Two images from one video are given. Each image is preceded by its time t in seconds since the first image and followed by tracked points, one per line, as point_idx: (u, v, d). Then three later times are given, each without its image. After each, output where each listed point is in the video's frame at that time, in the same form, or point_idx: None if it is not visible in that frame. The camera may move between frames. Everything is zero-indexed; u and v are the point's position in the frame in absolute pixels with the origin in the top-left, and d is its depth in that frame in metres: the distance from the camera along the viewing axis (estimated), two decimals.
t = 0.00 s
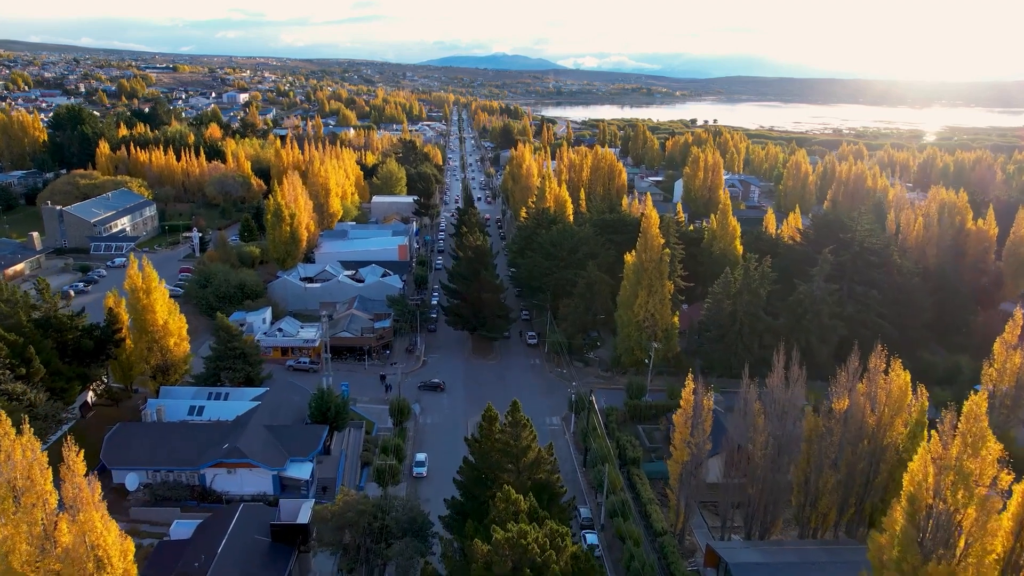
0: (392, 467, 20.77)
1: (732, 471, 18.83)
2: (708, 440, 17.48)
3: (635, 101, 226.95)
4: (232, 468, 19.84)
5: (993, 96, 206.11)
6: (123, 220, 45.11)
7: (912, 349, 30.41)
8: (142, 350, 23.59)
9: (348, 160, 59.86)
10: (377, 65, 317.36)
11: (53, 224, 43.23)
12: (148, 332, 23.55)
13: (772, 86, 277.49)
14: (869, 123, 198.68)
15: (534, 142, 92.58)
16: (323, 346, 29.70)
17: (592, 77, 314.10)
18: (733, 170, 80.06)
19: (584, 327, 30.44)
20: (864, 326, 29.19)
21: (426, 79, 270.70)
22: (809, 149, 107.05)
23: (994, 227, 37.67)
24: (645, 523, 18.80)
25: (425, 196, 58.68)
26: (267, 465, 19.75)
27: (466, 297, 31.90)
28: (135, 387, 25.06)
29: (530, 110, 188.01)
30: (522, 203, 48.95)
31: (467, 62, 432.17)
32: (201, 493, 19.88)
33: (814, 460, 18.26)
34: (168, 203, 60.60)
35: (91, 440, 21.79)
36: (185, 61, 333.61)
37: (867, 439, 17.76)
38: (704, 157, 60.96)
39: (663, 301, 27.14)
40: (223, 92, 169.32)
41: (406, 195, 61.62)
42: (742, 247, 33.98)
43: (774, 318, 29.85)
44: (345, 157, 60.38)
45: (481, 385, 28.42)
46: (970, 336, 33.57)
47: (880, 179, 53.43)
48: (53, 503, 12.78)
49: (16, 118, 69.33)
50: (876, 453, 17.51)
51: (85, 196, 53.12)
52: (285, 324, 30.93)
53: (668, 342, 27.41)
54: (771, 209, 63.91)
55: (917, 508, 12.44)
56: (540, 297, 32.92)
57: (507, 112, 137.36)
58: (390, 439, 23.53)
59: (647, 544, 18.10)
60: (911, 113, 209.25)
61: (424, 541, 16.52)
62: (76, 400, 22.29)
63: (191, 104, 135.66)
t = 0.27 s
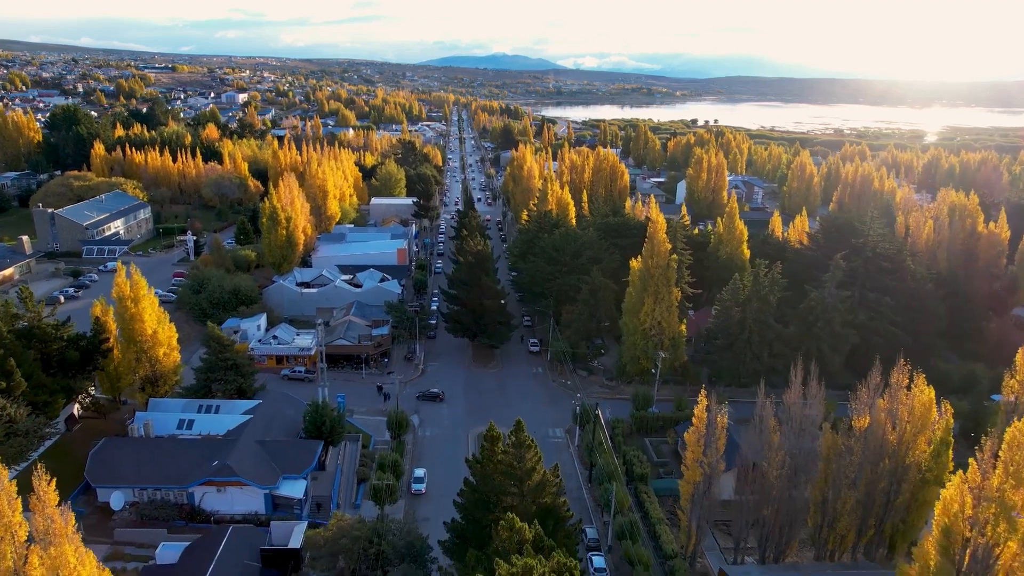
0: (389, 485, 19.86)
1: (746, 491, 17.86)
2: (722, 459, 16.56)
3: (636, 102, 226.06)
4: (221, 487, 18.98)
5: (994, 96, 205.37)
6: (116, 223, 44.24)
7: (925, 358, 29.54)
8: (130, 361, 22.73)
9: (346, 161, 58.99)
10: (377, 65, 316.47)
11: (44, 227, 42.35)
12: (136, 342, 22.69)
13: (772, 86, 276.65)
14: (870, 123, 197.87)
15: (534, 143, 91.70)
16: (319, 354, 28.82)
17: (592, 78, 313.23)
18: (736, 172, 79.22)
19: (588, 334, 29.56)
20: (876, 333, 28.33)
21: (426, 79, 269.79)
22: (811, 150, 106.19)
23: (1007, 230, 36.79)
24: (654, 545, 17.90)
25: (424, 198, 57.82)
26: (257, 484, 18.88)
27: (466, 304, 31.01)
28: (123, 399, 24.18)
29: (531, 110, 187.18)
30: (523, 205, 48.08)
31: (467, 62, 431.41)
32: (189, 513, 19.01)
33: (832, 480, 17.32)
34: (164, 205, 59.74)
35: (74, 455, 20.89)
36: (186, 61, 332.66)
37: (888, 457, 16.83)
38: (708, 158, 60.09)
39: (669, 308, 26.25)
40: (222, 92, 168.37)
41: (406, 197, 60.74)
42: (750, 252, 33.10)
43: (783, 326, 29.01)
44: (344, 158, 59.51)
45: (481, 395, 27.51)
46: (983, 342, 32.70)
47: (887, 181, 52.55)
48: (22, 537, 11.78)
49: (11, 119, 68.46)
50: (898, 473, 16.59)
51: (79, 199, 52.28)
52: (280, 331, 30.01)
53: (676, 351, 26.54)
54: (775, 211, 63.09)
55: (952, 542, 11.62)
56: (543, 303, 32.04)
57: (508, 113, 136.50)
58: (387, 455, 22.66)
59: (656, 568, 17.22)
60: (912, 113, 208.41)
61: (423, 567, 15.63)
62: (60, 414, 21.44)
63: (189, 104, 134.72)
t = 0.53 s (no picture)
0: (387, 505, 19.06)
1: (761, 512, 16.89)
2: (738, 480, 15.61)
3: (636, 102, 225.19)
4: (210, 507, 18.13)
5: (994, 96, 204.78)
6: (109, 226, 43.34)
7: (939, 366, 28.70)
8: (117, 373, 21.88)
9: (344, 162, 58.11)
10: (377, 65, 315.71)
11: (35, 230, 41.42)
12: (123, 353, 21.82)
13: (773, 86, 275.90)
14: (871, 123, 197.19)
15: (534, 143, 90.87)
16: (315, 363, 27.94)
17: (592, 78, 312.36)
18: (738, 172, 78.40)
19: (592, 342, 28.68)
20: (890, 341, 27.48)
21: (426, 79, 268.80)
22: (813, 150, 105.47)
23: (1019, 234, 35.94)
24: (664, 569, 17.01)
25: (423, 199, 56.96)
26: (248, 504, 18.01)
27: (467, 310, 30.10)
28: (111, 411, 23.29)
29: (530, 110, 186.24)
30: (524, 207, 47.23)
31: (467, 62, 430.65)
32: (178, 534, 18.14)
33: (853, 501, 16.33)
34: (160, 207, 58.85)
35: (59, 472, 20.05)
36: (185, 61, 331.67)
37: (912, 478, 15.88)
38: (711, 159, 59.24)
39: (677, 316, 25.37)
40: (221, 92, 167.42)
41: (405, 199, 59.84)
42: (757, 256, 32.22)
43: (794, 334, 28.14)
44: (342, 159, 58.63)
45: (482, 405, 26.62)
46: (998, 349, 31.84)
47: (894, 183, 51.67)
48: None
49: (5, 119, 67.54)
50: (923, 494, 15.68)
51: (72, 201, 51.37)
52: (275, 338, 29.11)
53: (684, 360, 25.66)
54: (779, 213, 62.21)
55: None
56: (545, 309, 31.15)
57: (508, 113, 135.67)
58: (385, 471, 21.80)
59: None
60: (913, 113, 207.72)
61: None
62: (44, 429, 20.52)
63: (187, 105, 133.71)
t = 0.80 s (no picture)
0: (383, 527, 18.27)
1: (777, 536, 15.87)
2: (754, 503, 14.68)
3: (636, 102, 224.62)
4: (198, 528, 17.26)
5: (995, 96, 204.23)
6: (102, 229, 42.44)
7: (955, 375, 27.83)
8: (103, 385, 20.97)
9: (343, 163, 57.18)
10: (377, 65, 314.87)
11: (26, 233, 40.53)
12: (109, 364, 20.93)
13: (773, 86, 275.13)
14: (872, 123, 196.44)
15: (535, 144, 90.05)
16: (310, 372, 27.09)
17: (592, 78, 311.45)
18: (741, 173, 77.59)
19: (595, 349, 27.85)
20: (903, 350, 26.66)
21: (426, 79, 267.79)
22: (815, 150, 104.67)
23: None
24: None
25: (423, 201, 56.09)
26: (236, 526, 17.11)
27: (467, 317, 29.20)
28: (98, 424, 22.45)
29: (530, 110, 185.29)
30: (525, 210, 46.41)
31: (467, 62, 430.27)
32: (164, 556, 17.28)
33: (875, 525, 15.30)
34: (155, 209, 57.96)
35: (41, 491, 19.19)
36: (184, 61, 330.79)
37: (938, 501, 14.91)
38: (714, 160, 58.40)
39: (685, 324, 24.50)
40: (219, 92, 166.53)
41: (404, 200, 58.97)
42: (764, 261, 31.33)
43: (805, 343, 27.29)
44: (340, 160, 57.73)
45: (483, 417, 25.72)
46: (1013, 357, 30.98)
47: (901, 185, 50.81)
48: None
49: None
50: (951, 520, 14.80)
51: (66, 203, 50.50)
52: (269, 346, 28.24)
53: (691, 370, 24.81)
54: (783, 215, 61.37)
55: None
56: (548, 316, 30.30)
57: (508, 113, 134.90)
58: (382, 487, 20.95)
59: None
60: (914, 114, 206.96)
61: None
62: (25, 445, 19.66)
63: (185, 105, 132.85)
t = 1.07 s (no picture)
0: (380, 552, 17.36)
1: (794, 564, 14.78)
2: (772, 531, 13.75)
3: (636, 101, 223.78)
4: (183, 552, 16.33)
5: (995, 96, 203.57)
6: (95, 232, 41.58)
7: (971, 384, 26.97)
8: (88, 399, 20.10)
9: (341, 164, 56.30)
10: (377, 65, 314.14)
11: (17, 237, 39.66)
12: (94, 377, 20.05)
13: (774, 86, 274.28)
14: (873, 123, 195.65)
15: (536, 144, 89.21)
16: (304, 382, 26.19)
17: (592, 78, 310.56)
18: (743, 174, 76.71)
19: (599, 358, 26.99)
20: (919, 359, 25.82)
21: (425, 79, 266.82)
22: (818, 150, 103.82)
23: None
24: None
25: (422, 203, 55.20)
26: (224, 551, 16.19)
27: (467, 324, 28.29)
28: (84, 438, 21.58)
29: (531, 110, 184.47)
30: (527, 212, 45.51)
31: (467, 62, 429.41)
32: None
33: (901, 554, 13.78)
34: (151, 211, 57.07)
35: (21, 511, 18.35)
36: (183, 60, 329.85)
37: (968, 527, 13.61)
38: (718, 161, 57.53)
39: (693, 334, 23.60)
40: (218, 91, 165.60)
41: (403, 202, 58.07)
42: (773, 266, 30.44)
43: (817, 352, 26.42)
44: (339, 161, 56.84)
45: (484, 429, 24.82)
46: None
47: (909, 187, 49.94)
48: None
49: None
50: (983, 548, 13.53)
51: (59, 205, 49.63)
52: (264, 354, 27.34)
53: (700, 381, 23.94)
54: (788, 217, 60.49)
55: None
56: (551, 324, 29.41)
57: (508, 113, 134.08)
58: (379, 506, 20.08)
59: None
60: (915, 114, 206.14)
61: None
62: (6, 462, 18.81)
63: (183, 105, 131.92)
